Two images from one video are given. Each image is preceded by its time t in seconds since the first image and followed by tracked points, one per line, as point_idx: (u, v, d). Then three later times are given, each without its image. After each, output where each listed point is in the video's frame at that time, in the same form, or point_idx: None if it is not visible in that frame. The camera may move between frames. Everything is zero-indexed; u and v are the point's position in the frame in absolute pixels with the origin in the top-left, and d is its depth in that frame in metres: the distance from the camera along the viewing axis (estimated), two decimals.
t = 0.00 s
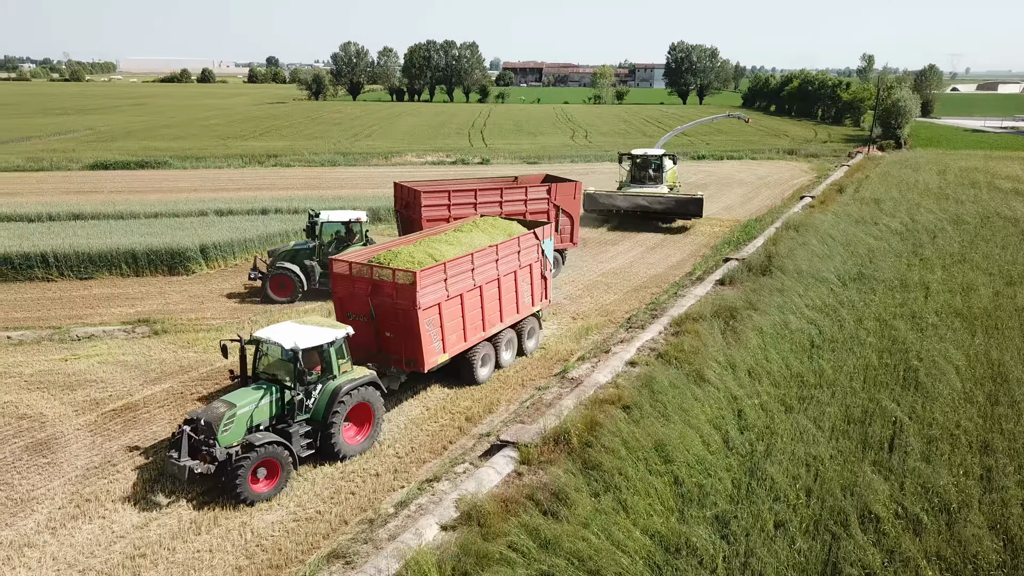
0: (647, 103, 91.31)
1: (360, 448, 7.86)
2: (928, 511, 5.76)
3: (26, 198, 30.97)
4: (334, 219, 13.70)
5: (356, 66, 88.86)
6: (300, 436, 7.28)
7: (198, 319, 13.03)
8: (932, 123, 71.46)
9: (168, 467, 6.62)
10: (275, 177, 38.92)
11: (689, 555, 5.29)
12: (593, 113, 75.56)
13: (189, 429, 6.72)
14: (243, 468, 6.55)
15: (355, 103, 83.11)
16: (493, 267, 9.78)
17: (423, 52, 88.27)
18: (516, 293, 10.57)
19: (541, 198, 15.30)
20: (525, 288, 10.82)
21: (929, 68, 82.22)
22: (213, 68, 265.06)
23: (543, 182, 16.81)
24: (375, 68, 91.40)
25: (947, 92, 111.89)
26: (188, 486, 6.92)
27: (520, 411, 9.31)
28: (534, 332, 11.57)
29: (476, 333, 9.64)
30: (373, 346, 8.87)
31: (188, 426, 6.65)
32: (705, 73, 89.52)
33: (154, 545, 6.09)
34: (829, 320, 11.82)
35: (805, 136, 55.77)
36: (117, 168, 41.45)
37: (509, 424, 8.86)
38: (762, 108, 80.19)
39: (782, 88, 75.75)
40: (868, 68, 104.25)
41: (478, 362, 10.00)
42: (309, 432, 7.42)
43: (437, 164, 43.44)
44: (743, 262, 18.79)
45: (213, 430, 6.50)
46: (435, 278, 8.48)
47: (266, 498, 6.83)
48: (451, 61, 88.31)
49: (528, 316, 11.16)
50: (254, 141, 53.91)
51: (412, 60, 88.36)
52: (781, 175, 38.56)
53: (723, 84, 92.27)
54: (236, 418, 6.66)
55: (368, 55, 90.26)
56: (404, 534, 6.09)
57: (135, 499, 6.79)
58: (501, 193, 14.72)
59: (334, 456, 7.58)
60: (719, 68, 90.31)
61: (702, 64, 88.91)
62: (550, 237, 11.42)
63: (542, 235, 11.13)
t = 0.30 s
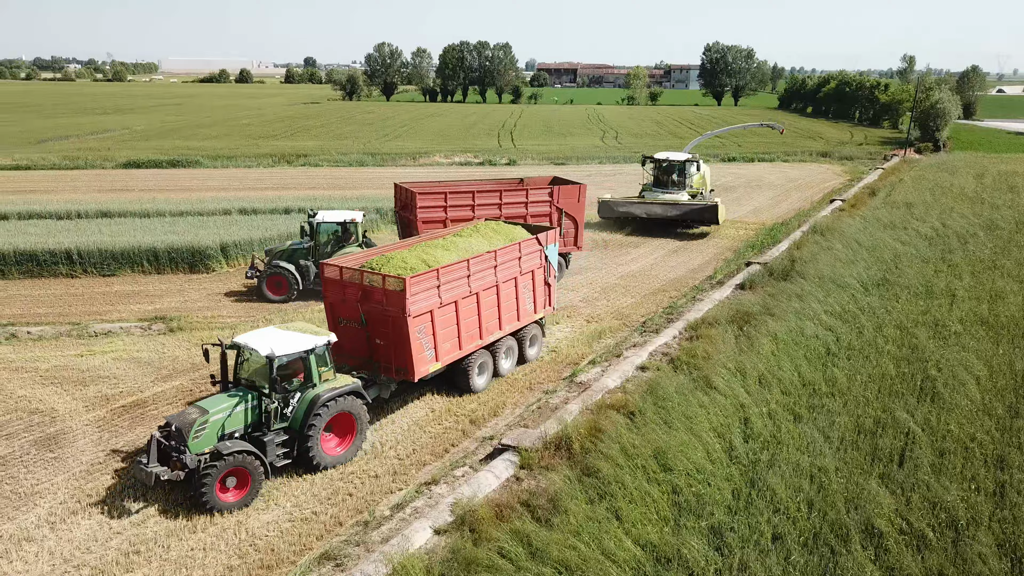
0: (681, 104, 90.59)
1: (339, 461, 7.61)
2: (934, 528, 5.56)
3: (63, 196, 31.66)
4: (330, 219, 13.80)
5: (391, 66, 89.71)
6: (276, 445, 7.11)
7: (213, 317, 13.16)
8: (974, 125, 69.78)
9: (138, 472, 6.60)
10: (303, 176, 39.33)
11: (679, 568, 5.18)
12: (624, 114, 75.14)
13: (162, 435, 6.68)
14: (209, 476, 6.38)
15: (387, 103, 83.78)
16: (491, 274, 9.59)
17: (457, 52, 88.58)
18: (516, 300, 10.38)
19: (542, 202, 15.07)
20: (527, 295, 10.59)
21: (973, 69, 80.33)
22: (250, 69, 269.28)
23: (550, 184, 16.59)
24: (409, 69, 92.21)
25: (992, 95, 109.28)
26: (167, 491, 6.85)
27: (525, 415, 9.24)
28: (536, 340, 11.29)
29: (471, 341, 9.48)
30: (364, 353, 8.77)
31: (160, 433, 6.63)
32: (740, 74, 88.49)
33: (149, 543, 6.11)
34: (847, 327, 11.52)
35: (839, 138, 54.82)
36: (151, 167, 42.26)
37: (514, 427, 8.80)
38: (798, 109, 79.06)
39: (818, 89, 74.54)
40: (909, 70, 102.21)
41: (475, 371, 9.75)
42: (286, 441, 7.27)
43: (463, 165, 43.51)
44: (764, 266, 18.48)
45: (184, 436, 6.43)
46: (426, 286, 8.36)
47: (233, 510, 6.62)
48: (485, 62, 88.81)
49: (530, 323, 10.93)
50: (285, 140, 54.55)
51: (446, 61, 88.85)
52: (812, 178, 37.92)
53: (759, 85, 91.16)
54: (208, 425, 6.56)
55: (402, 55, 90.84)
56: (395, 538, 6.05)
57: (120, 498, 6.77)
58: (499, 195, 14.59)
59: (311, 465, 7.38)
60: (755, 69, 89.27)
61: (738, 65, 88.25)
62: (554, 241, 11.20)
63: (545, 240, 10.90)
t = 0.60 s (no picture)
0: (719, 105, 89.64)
1: (320, 471, 7.35)
2: (944, 546, 5.38)
3: (104, 193, 32.49)
4: (331, 220, 13.81)
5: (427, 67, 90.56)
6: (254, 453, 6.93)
7: (234, 315, 13.31)
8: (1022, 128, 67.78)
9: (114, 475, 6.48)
10: (336, 176, 39.77)
11: None
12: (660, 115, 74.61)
13: (140, 438, 6.62)
14: (178, 482, 6.25)
15: (423, 104, 84.41)
16: (492, 280, 9.31)
17: (494, 53, 88.86)
18: (520, 307, 10.04)
19: (547, 205, 14.90)
20: (532, 302, 10.27)
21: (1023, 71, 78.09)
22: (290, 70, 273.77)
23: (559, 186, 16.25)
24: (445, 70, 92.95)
25: None
26: (150, 491, 6.78)
27: (535, 418, 9.16)
28: (542, 349, 10.96)
29: (470, 349, 9.22)
30: (357, 358, 8.64)
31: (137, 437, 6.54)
32: (780, 75, 87.28)
33: (150, 538, 6.14)
34: (871, 334, 11.20)
35: (880, 140, 53.67)
36: (187, 166, 43.10)
37: (523, 430, 8.73)
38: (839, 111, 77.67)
39: (860, 91, 73.04)
40: (957, 70, 99.76)
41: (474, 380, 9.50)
42: (266, 448, 7.09)
43: (493, 166, 43.56)
44: (790, 271, 18.12)
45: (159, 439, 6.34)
46: (419, 292, 8.14)
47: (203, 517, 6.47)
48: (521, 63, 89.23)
49: (535, 330, 10.61)
50: (318, 140, 55.22)
51: (482, 61, 89.31)
52: (848, 182, 37.17)
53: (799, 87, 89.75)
54: (184, 429, 6.46)
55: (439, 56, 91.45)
56: (391, 540, 6.03)
57: (103, 499, 6.71)
58: (502, 197, 14.52)
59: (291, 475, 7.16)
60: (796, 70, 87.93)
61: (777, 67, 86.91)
62: (562, 247, 10.81)
63: (552, 245, 10.50)
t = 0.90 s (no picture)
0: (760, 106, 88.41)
1: (300, 478, 7.16)
2: (955, 563, 5.20)
3: (148, 191, 33.29)
4: (338, 219, 13.90)
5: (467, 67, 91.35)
6: (233, 457, 6.85)
7: (257, 313, 13.49)
8: None
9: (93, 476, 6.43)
10: (370, 176, 40.16)
11: None
12: (699, 116, 73.87)
13: (121, 440, 6.65)
14: (147, 484, 6.15)
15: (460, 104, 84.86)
16: (491, 286, 9.14)
17: (533, 54, 88.89)
18: (523, 313, 9.81)
19: (554, 206, 14.41)
20: (537, 308, 10.02)
21: None
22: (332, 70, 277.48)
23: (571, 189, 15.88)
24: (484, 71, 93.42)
25: None
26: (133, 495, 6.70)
27: (547, 421, 9.11)
28: (549, 357, 10.65)
29: (469, 355, 9.06)
30: (351, 363, 8.63)
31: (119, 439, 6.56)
32: (824, 77, 85.79)
33: (156, 532, 6.19)
34: (897, 342, 10.88)
35: (925, 143, 52.35)
36: (226, 165, 43.95)
37: (534, 433, 8.68)
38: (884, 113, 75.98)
39: (906, 92, 71.33)
40: (1010, 71, 96.80)
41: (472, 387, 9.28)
42: (246, 453, 6.99)
43: (525, 167, 43.56)
44: (820, 276, 17.76)
45: (135, 442, 6.38)
46: (411, 297, 8.07)
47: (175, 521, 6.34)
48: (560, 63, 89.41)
49: (541, 338, 10.34)
50: (354, 140, 55.85)
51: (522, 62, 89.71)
52: (889, 185, 36.32)
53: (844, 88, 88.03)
54: (161, 431, 6.46)
55: (478, 57, 91.85)
56: (392, 541, 6.04)
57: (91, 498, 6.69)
58: (507, 198, 14.09)
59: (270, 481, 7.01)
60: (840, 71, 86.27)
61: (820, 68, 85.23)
62: (569, 252, 10.51)
63: (558, 250, 10.26)
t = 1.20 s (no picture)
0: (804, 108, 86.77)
1: (280, 484, 6.98)
2: None
3: (192, 189, 34.09)
4: (346, 217, 14.05)
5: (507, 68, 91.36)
6: (212, 459, 6.75)
7: (284, 310, 13.68)
8: None
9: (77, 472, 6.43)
10: (406, 176, 40.51)
11: None
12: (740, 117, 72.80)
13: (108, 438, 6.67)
14: (121, 482, 6.10)
15: (499, 105, 85.05)
16: (491, 291, 8.87)
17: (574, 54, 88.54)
18: (527, 320, 9.50)
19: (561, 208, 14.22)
20: (541, 314, 9.69)
21: None
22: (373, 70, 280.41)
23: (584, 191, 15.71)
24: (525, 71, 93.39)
25: None
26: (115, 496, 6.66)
27: (561, 424, 9.04)
28: (555, 365, 10.28)
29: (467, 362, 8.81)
30: (345, 366, 8.48)
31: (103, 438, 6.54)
32: (872, 77, 83.84)
33: (167, 524, 6.28)
34: (927, 351, 10.54)
35: (975, 146, 50.82)
36: (265, 163, 44.72)
37: (547, 435, 8.60)
38: (934, 115, 73.91)
39: (957, 94, 69.30)
40: None
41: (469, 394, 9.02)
42: (227, 456, 6.89)
43: (560, 167, 43.46)
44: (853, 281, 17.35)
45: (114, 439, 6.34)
46: (404, 302, 7.88)
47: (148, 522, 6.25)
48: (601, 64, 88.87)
49: (546, 344, 10.01)
50: (391, 140, 56.36)
51: (563, 63, 89.46)
52: (933, 189, 35.33)
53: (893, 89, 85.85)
54: (140, 430, 6.42)
55: (519, 58, 91.86)
56: (396, 541, 6.05)
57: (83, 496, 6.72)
58: (512, 198, 13.95)
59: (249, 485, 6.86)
60: (889, 72, 84.17)
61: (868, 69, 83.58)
62: (578, 257, 10.13)
63: (566, 255, 9.90)
